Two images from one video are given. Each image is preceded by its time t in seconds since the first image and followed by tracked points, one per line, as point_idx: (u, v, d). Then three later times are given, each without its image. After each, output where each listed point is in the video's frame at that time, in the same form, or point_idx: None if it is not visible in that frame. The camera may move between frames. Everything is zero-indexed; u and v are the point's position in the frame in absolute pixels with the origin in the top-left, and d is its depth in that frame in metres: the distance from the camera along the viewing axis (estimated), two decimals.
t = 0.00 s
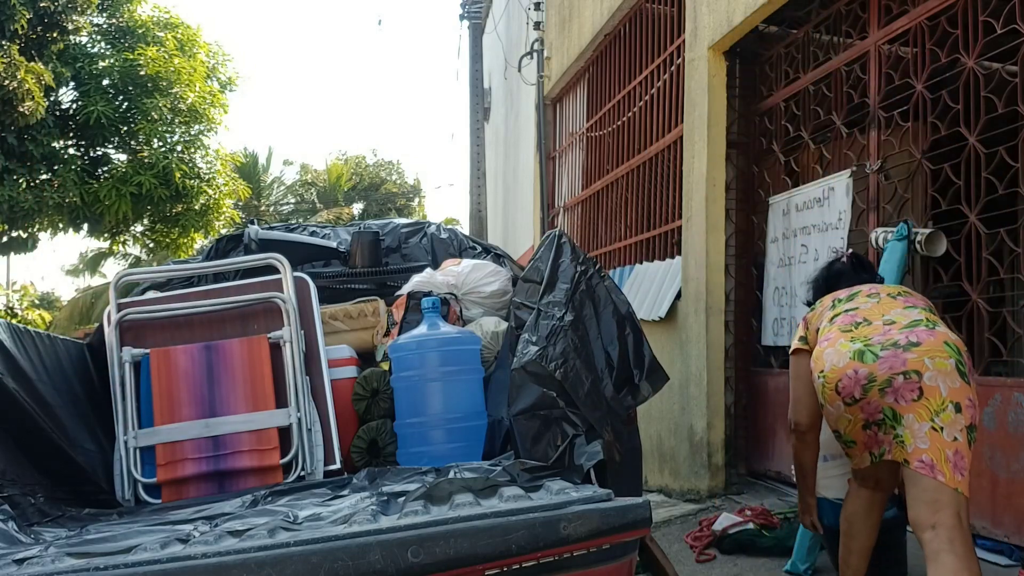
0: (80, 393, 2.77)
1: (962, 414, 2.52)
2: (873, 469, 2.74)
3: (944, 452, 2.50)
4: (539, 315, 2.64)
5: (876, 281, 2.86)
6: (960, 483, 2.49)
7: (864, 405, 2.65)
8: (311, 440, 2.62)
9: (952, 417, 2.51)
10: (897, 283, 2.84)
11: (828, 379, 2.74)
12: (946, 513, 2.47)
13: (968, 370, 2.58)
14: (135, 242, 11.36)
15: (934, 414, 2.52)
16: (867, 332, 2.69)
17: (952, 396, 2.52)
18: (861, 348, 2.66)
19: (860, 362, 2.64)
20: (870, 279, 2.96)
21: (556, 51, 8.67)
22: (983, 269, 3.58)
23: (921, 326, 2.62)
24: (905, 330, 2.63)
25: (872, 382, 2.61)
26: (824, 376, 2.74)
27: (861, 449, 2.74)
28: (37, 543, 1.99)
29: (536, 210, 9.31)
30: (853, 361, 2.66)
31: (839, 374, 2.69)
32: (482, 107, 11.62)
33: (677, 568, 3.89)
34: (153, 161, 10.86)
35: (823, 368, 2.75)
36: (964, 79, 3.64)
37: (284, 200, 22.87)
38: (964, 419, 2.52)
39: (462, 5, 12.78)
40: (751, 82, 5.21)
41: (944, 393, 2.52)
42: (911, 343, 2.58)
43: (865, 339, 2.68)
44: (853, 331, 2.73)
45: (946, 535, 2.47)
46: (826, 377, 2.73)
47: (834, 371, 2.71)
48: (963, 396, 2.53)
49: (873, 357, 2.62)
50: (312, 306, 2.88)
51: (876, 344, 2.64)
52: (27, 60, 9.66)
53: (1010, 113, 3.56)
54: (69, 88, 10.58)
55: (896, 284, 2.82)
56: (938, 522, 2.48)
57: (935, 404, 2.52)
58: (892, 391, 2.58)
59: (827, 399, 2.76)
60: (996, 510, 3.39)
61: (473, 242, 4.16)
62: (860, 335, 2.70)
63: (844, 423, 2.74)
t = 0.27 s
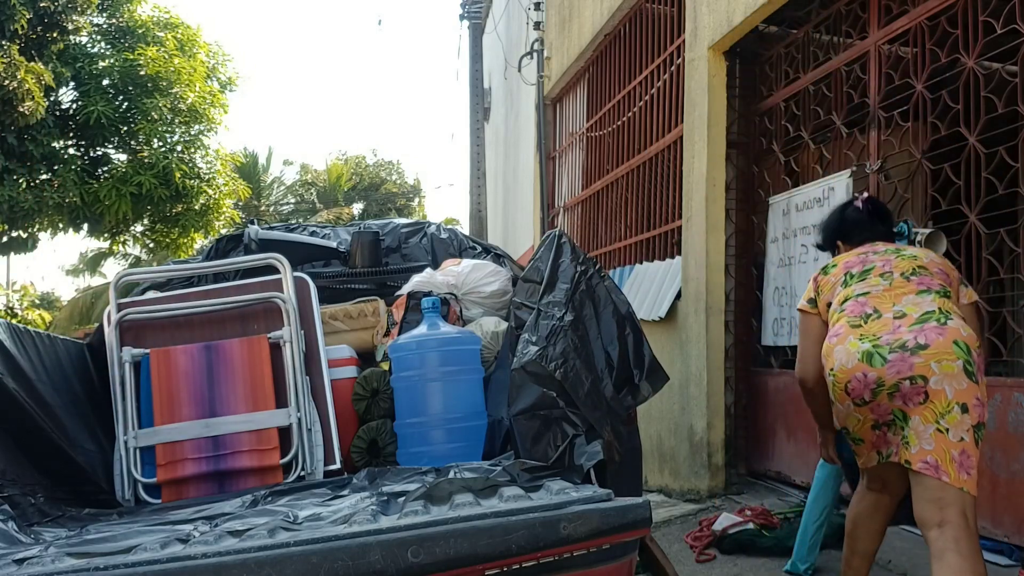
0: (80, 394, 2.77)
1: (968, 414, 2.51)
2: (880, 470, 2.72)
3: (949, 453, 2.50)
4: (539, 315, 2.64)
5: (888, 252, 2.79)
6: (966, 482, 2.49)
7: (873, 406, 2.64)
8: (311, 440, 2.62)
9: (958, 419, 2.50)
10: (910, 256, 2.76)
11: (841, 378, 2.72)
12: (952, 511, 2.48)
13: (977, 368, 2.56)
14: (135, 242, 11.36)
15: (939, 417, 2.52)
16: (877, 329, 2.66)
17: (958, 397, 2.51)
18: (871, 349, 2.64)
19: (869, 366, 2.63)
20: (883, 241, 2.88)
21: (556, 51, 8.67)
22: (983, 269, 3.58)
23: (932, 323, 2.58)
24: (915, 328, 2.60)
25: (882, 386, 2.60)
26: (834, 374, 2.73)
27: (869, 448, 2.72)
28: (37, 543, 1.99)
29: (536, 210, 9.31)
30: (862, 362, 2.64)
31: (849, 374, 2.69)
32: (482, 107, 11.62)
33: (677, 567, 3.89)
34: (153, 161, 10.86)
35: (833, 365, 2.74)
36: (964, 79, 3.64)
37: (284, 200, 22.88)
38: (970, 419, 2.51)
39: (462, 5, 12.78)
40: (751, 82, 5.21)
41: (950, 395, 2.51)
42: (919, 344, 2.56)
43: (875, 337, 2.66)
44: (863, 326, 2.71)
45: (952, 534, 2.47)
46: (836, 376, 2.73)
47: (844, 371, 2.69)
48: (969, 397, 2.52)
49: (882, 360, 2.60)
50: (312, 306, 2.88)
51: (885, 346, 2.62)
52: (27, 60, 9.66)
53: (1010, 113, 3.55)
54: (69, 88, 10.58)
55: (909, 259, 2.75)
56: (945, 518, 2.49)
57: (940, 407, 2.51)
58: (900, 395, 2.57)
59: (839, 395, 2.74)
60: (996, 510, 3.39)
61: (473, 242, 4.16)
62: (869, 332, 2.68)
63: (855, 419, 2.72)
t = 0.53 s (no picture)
0: (80, 394, 2.77)
1: (985, 430, 2.30)
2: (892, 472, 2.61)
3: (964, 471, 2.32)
4: (539, 315, 2.64)
5: (916, 217, 2.41)
6: (987, 499, 2.30)
7: (891, 419, 2.47)
8: (311, 440, 2.62)
9: (974, 438, 2.31)
10: (939, 228, 2.39)
11: (854, 387, 2.51)
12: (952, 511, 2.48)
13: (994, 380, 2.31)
14: (135, 242, 11.37)
15: (954, 437, 2.33)
16: (893, 337, 2.40)
17: (971, 415, 2.30)
18: (886, 365, 2.40)
19: (884, 383, 2.41)
20: (914, 191, 2.45)
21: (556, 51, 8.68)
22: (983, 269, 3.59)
23: (950, 334, 2.32)
24: (931, 340, 2.34)
25: (896, 403, 2.41)
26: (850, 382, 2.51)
27: (885, 449, 2.58)
28: (38, 543, 1.99)
29: (536, 210, 9.32)
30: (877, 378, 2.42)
31: (866, 386, 2.46)
32: (482, 107, 11.62)
33: (677, 568, 3.89)
34: (153, 161, 10.85)
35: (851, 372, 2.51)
36: (964, 79, 3.64)
37: (284, 200, 22.88)
38: (987, 435, 2.31)
39: (462, 5, 12.78)
40: (751, 82, 5.21)
41: (963, 416, 2.30)
42: (931, 364, 2.32)
43: (892, 347, 2.40)
44: (880, 331, 2.44)
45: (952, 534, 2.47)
46: (852, 386, 2.51)
47: (860, 383, 2.48)
48: (985, 413, 2.30)
49: (896, 379, 2.38)
50: (312, 306, 2.88)
51: (899, 363, 2.37)
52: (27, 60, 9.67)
53: (1010, 113, 3.55)
54: (69, 88, 10.58)
55: (938, 235, 2.38)
56: (957, 526, 2.32)
57: (954, 428, 2.31)
58: (915, 413, 2.38)
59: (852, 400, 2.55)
60: (996, 510, 3.39)
61: (473, 242, 4.15)
62: (886, 341, 2.42)
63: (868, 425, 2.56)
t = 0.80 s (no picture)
0: (79, 393, 2.77)
1: (994, 428, 2.27)
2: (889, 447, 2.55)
3: (969, 470, 2.29)
4: (539, 315, 2.64)
5: (943, 192, 2.32)
6: (989, 495, 2.31)
7: (893, 409, 2.39)
8: (311, 440, 2.62)
9: (983, 435, 2.27)
10: (966, 208, 2.32)
11: (860, 373, 2.41)
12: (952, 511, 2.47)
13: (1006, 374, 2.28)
14: (135, 242, 11.37)
15: (964, 434, 2.28)
16: (906, 326, 2.31)
17: (983, 412, 2.26)
18: (894, 357, 2.32)
19: (892, 374, 2.33)
20: (941, 161, 2.35)
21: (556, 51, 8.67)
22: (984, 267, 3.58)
23: (966, 325, 2.25)
24: (946, 331, 2.26)
25: (902, 396, 2.33)
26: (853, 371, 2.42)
27: (882, 431, 2.52)
28: (37, 543, 1.99)
29: (536, 210, 9.32)
30: (886, 370, 2.34)
31: (870, 376, 2.38)
32: (482, 107, 11.62)
33: (677, 567, 3.89)
34: (153, 161, 10.86)
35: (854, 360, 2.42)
36: (964, 79, 3.64)
37: (284, 200, 22.90)
38: (996, 432, 2.28)
39: (462, 5, 12.79)
40: (751, 82, 5.21)
41: (975, 412, 2.25)
42: (945, 358, 2.25)
43: (903, 338, 2.31)
44: (891, 318, 2.34)
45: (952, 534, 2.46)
46: (855, 373, 2.42)
47: (866, 372, 2.38)
48: (996, 410, 2.26)
49: (905, 371, 2.30)
50: (312, 306, 2.88)
51: (911, 354, 2.29)
52: (27, 60, 9.67)
53: (1010, 113, 3.55)
54: (69, 88, 10.58)
55: (964, 215, 2.31)
56: (959, 525, 2.34)
57: (964, 426, 2.27)
58: (921, 406, 2.32)
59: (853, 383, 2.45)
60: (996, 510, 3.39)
61: (473, 242, 4.15)
62: (897, 330, 2.33)
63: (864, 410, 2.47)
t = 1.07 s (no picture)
0: (79, 392, 2.77)
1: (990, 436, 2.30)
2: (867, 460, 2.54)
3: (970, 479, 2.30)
4: (539, 315, 2.64)
5: (928, 197, 2.28)
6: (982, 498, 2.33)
7: (892, 431, 2.28)
8: (311, 440, 2.62)
9: (980, 443, 2.29)
10: (950, 215, 2.30)
11: (857, 388, 2.28)
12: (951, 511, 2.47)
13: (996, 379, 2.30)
14: (135, 242, 11.37)
15: (968, 446, 2.27)
16: (904, 336, 2.25)
17: (984, 422, 2.27)
18: (903, 370, 2.22)
19: (901, 389, 2.23)
20: (922, 164, 2.32)
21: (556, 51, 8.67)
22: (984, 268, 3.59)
23: (961, 334, 2.24)
24: (945, 341, 2.23)
25: (908, 411, 2.24)
26: (856, 386, 2.28)
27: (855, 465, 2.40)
28: (37, 543, 1.99)
29: (536, 210, 9.32)
30: (893, 386, 2.23)
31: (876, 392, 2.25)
32: (482, 107, 11.62)
33: (677, 567, 3.89)
34: (153, 161, 10.86)
35: (852, 375, 2.29)
36: (964, 79, 3.64)
37: (284, 200, 22.91)
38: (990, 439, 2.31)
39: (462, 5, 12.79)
40: (751, 82, 5.21)
41: (977, 423, 2.26)
42: (952, 371, 2.21)
43: (904, 349, 2.24)
44: (888, 329, 2.26)
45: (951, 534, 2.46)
46: (851, 392, 2.29)
47: (869, 386, 2.25)
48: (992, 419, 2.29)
49: (915, 385, 2.22)
50: (312, 306, 2.88)
51: (919, 366, 2.21)
52: (27, 60, 9.67)
53: (1010, 113, 3.55)
54: (69, 88, 10.59)
55: (948, 222, 2.29)
56: (948, 529, 2.35)
57: (968, 437, 2.26)
58: (925, 423, 2.25)
59: (842, 400, 2.31)
60: (996, 510, 3.39)
61: (473, 242, 4.15)
62: (897, 341, 2.25)
63: (849, 432, 2.32)
